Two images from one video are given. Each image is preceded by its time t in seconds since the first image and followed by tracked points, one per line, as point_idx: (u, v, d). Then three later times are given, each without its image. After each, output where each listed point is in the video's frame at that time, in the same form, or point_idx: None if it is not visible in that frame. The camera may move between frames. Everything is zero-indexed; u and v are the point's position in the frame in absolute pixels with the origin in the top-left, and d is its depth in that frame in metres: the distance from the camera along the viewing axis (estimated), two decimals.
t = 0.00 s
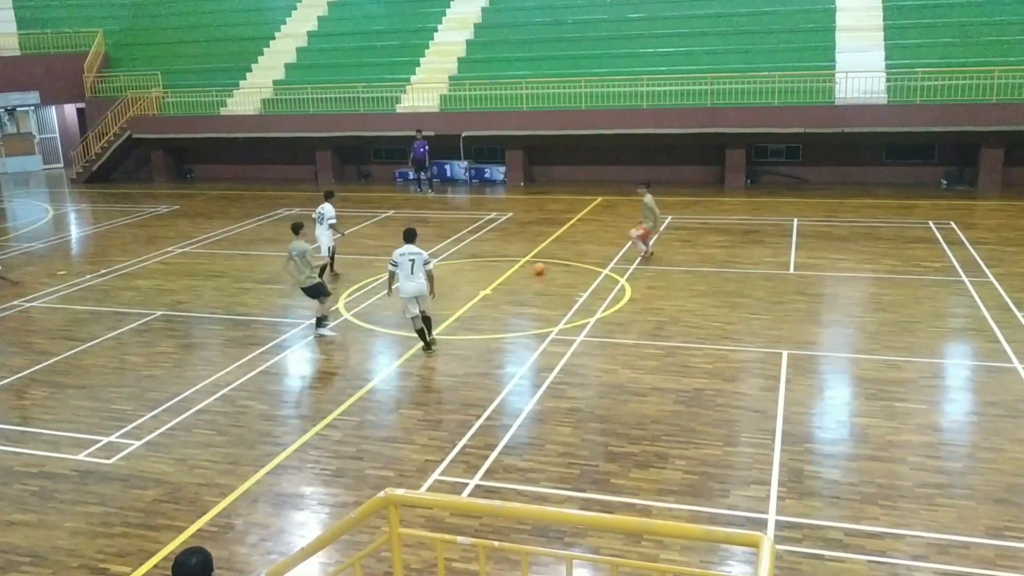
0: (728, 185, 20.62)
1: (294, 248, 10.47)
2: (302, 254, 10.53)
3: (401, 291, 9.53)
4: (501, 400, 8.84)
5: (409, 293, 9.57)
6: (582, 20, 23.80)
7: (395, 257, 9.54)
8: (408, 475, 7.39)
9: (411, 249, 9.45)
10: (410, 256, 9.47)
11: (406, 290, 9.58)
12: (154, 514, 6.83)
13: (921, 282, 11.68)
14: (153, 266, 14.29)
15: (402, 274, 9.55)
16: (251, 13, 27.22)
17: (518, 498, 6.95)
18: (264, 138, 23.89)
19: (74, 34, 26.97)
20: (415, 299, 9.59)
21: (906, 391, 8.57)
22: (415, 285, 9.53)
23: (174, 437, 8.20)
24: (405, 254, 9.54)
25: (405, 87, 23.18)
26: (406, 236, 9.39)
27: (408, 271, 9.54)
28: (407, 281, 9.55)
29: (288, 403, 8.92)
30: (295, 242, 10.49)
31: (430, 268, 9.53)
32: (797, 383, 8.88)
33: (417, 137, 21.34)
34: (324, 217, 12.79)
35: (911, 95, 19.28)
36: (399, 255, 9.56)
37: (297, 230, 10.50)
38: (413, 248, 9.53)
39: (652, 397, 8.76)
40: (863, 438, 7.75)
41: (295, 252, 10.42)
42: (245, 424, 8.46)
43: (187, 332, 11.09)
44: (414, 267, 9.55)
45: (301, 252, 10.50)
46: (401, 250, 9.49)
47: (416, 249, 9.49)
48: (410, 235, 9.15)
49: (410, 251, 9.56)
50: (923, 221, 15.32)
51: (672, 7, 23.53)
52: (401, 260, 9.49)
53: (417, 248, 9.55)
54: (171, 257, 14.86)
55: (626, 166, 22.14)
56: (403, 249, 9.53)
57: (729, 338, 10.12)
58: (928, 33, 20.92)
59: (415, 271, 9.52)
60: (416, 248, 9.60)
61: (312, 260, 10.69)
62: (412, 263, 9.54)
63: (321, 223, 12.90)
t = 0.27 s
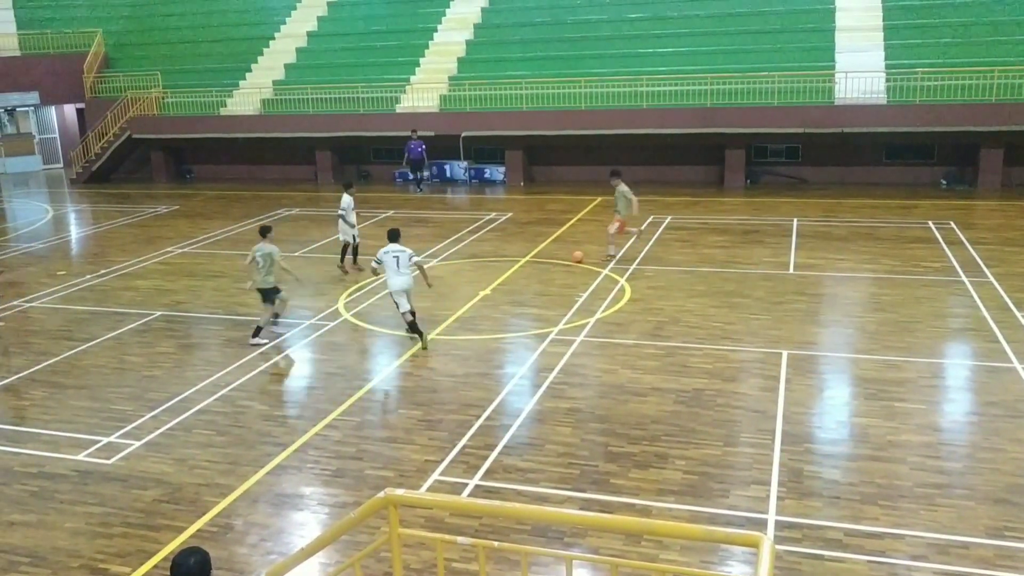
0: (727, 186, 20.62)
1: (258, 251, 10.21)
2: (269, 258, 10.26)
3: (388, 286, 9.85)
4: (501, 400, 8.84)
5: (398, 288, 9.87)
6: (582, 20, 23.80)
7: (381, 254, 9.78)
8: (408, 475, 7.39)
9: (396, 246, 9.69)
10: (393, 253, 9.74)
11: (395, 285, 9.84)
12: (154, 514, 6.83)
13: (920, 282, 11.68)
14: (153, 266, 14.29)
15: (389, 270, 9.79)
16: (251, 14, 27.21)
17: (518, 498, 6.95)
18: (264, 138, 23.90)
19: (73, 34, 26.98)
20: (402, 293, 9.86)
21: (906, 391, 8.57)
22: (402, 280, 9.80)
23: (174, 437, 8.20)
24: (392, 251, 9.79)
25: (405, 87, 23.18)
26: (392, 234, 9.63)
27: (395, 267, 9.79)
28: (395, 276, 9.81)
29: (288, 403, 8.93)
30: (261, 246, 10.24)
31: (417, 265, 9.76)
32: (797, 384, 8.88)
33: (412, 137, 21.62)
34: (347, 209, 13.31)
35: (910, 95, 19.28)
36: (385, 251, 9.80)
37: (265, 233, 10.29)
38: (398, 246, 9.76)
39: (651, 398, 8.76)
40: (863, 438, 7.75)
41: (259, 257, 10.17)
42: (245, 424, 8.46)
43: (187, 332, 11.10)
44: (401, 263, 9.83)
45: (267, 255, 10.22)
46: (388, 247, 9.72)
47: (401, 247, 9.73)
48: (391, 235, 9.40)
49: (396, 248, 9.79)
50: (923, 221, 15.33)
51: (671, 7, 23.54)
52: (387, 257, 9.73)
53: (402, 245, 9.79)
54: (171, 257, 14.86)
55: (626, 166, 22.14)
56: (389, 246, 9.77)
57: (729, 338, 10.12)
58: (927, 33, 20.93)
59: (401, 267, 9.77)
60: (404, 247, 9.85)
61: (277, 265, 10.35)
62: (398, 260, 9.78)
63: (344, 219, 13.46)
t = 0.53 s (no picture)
0: (727, 186, 20.62)
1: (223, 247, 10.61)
2: (233, 254, 10.57)
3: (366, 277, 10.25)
4: (501, 400, 8.83)
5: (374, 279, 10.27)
6: (582, 20, 23.80)
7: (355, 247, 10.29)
8: (408, 475, 7.39)
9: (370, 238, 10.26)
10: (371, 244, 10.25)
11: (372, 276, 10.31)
12: (154, 514, 6.83)
13: (920, 282, 11.67)
14: (153, 266, 14.30)
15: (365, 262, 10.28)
16: (251, 14, 27.21)
17: (518, 498, 6.95)
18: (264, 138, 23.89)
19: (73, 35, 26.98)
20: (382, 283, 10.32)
21: (906, 391, 8.57)
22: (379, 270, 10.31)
23: (173, 437, 8.20)
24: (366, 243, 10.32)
25: (405, 87, 23.18)
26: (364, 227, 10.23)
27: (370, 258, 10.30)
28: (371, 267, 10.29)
29: (288, 403, 8.93)
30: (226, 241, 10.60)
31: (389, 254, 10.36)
32: (797, 384, 8.88)
33: (408, 137, 21.43)
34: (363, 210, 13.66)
35: (910, 95, 19.28)
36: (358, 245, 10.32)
37: (232, 231, 10.52)
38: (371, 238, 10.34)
39: (651, 398, 8.76)
40: (862, 438, 7.75)
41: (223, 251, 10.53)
42: (244, 424, 8.46)
43: (186, 332, 11.10)
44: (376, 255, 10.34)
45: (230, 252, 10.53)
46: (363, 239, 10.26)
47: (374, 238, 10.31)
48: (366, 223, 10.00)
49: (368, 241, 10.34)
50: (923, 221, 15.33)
51: (671, 7, 23.54)
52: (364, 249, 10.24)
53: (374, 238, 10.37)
54: (170, 257, 14.86)
55: (626, 166, 22.14)
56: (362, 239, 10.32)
57: (729, 338, 10.11)
58: (927, 33, 20.94)
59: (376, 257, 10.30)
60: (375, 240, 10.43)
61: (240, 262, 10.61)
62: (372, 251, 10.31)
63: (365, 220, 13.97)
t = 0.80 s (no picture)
0: (727, 186, 20.62)
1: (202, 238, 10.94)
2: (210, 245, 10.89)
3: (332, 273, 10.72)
4: (501, 401, 8.83)
5: (340, 276, 10.71)
6: (582, 21, 23.80)
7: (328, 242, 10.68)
8: (408, 475, 7.39)
9: (342, 236, 10.65)
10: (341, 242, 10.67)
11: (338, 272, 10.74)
12: (154, 514, 6.83)
13: (920, 283, 11.67)
14: (152, 266, 14.30)
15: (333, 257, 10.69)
16: (250, 14, 27.21)
17: (518, 498, 6.95)
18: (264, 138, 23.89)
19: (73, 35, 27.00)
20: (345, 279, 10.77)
21: (905, 392, 8.57)
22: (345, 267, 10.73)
23: (173, 438, 8.20)
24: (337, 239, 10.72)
25: (405, 87, 23.17)
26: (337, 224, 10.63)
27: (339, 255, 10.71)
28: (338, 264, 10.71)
29: (288, 404, 8.93)
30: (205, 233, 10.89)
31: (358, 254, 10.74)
32: (797, 384, 8.87)
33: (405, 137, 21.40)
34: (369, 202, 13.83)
35: (910, 96, 19.28)
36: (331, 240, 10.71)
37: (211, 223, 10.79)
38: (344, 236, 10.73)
39: (651, 398, 8.76)
40: (862, 438, 7.75)
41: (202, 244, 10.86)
42: (244, 424, 8.47)
43: (186, 332, 11.11)
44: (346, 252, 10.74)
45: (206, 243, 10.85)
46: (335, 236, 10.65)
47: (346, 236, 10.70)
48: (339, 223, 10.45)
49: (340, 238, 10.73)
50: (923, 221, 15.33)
51: (671, 8, 23.55)
52: (334, 246, 10.64)
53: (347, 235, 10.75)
54: (170, 258, 14.87)
55: (626, 166, 22.14)
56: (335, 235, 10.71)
57: (729, 339, 10.12)
58: (927, 33, 20.94)
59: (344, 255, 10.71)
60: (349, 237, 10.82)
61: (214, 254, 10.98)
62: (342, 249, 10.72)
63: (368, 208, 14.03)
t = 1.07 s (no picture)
0: (728, 186, 20.63)
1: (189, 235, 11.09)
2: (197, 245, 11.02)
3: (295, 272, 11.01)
4: (501, 401, 8.83)
5: (303, 273, 11.03)
6: (582, 21, 23.81)
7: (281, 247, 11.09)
8: (408, 476, 7.40)
9: (292, 235, 11.12)
10: (296, 240, 11.11)
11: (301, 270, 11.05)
12: (154, 514, 6.83)
13: (921, 283, 11.67)
14: (153, 266, 14.31)
15: (292, 258, 11.05)
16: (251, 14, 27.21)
17: (518, 498, 6.95)
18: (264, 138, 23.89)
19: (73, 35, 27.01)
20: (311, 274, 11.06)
21: (906, 392, 8.57)
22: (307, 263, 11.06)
23: (174, 438, 8.20)
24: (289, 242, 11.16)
25: (405, 87, 23.18)
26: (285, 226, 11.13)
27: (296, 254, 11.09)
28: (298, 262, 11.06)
29: (288, 404, 8.94)
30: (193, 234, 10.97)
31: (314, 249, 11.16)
32: (797, 384, 8.87)
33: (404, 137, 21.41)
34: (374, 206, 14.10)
35: (910, 96, 19.29)
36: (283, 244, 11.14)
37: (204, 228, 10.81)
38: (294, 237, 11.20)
39: (652, 398, 8.76)
40: (862, 438, 7.75)
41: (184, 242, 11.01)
42: (245, 424, 8.47)
43: (186, 332, 11.12)
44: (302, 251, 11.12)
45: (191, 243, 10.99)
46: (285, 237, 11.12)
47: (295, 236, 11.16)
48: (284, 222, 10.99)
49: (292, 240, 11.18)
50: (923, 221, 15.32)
51: (671, 8, 23.56)
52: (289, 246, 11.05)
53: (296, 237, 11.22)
54: (170, 258, 14.88)
55: (626, 166, 22.14)
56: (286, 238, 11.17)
57: (729, 339, 10.12)
58: (927, 33, 20.94)
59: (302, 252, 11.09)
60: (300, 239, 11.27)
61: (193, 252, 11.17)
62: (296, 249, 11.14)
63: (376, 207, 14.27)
